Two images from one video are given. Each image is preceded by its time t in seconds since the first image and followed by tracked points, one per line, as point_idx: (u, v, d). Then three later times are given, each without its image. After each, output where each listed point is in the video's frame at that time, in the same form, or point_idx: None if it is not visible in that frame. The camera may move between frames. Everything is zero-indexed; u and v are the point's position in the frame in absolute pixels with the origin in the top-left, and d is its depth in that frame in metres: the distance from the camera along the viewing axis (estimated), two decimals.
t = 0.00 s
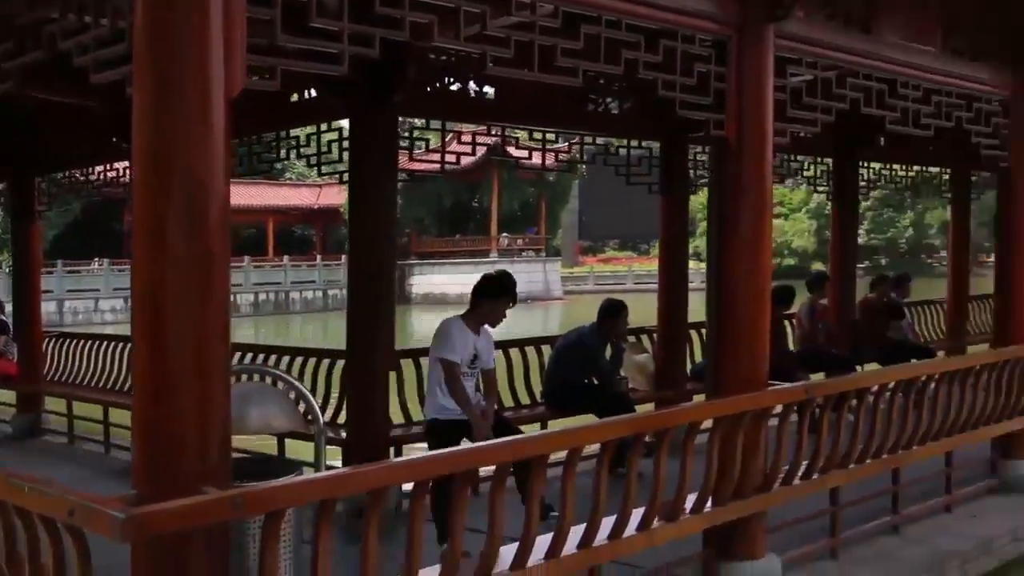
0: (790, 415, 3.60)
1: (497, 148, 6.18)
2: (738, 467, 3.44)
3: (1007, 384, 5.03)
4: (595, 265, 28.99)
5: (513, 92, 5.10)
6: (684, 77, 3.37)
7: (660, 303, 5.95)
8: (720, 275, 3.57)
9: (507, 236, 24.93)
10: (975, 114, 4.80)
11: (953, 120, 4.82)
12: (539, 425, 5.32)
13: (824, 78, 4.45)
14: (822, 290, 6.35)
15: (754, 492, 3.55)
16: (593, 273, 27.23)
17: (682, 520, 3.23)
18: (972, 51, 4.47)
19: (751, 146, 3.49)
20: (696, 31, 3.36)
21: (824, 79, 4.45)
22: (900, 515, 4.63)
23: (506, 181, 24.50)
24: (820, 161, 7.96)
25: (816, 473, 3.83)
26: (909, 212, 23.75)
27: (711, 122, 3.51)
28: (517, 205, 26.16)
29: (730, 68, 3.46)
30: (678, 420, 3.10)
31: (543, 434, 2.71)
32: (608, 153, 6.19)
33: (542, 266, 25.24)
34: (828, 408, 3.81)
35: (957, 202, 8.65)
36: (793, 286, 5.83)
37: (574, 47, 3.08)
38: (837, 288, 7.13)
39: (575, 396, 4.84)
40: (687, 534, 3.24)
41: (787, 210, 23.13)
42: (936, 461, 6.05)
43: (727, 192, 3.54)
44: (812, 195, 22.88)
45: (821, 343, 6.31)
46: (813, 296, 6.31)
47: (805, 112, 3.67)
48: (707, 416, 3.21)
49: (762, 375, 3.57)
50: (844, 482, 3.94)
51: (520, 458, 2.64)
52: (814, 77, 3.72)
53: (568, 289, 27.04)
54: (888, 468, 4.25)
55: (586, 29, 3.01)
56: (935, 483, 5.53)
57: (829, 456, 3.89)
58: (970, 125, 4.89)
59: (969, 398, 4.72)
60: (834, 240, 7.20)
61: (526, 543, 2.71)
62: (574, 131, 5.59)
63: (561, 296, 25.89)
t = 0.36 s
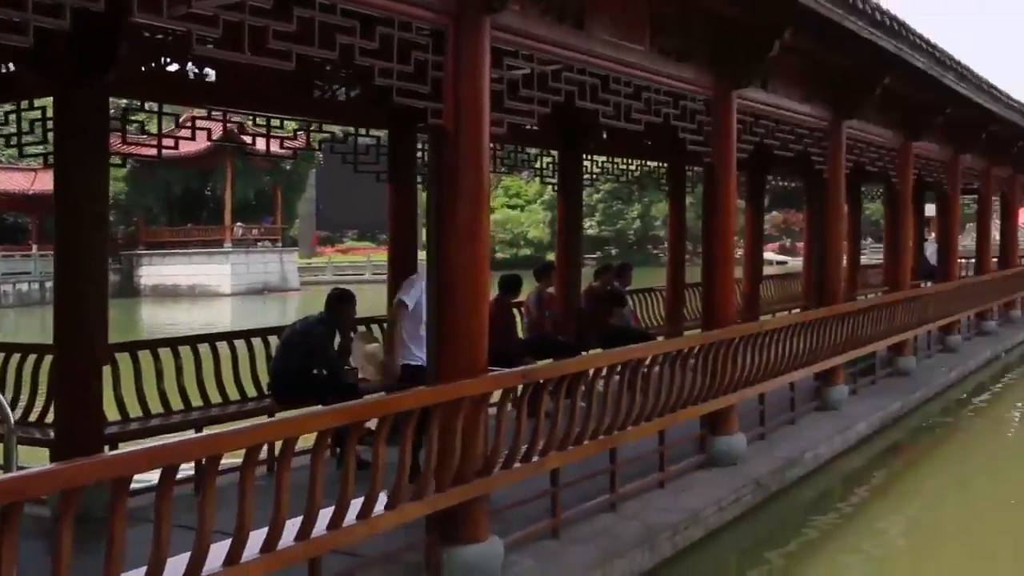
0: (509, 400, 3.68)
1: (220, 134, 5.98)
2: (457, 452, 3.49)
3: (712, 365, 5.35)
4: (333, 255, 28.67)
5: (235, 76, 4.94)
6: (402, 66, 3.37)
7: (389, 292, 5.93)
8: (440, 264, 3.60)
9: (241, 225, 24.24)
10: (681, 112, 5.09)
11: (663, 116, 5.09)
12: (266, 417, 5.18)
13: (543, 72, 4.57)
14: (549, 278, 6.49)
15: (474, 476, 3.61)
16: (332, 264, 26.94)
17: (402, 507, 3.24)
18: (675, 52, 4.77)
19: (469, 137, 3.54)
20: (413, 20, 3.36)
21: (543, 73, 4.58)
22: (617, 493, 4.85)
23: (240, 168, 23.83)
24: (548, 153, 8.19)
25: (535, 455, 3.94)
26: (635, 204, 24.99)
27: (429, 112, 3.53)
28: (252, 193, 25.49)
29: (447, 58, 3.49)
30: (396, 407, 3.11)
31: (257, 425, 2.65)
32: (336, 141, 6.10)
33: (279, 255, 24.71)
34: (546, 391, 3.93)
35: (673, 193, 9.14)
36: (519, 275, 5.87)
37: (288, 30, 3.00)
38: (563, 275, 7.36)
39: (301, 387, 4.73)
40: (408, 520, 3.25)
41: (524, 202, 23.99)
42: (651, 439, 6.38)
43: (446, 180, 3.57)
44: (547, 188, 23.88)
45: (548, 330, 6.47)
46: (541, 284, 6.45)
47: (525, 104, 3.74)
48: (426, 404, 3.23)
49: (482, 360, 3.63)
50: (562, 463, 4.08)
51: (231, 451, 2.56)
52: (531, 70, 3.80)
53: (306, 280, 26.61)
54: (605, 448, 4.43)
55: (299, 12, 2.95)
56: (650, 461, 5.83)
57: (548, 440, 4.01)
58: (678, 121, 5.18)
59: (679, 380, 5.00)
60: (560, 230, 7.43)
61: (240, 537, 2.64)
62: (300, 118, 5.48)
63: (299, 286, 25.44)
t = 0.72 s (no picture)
0: (318, 412, 3.59)
1: (15, 132, 5.65)
2: (263, 466, 3.38)
3: (526, 374, 5.38)
4: (142, 262, 27.60)
5: (26, 75, 4.66)
6: (202, 69, 3.23)
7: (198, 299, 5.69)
8: (245, 272, 3.48)
9: (43, 229, 23.05)
10: (491, 123, 5.16)
11: (474, 127, 5.11)
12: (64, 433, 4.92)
13: (352, 78, 4.52)
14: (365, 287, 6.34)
15: (282, 491, 3.50)
16: (142, 271, 25.89)
17: (207, 525, 3.10)
18: (485, 62, 4.87)
19: (275, 142, 3.44)
20: (214, 22, 3.24)
21: (352, 79, 4.52)
22: (432, 505, 4.81)
23: (42, 169, 22.67)
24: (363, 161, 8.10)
25: (347, 468, 3.86)
26: (456, 213, 25.11)
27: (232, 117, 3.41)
28: (55, 195, 24.28)
29: (251, 62, 3.38)
30: (201, 422, 2.97)
31: (44, 442, 2.48)
32: (139, 145, 5.84)
33: (85, 261, 23.56)
34: (357, 403, 3.85)
35: (490, 203, 9.20)
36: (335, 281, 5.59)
37: (77, 27, 2.85)
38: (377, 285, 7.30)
39: (102, 402, 4.47)
40: (213, 538, 3.12)
41: (343, 209, 23.70)
42: (466, 449, 6.37)
43: (250, 185, 3.45)
44: (366, 197, 23.71)
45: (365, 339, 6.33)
46: (357, 293, 6.29)
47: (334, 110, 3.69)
48: (232, 416, 3.10)
49: (290, 372, 3.53)
50: (374, 475, 4.01)
51: (16, 471, 2.39)
52: (338, 76, 3.76)
53: (114, 287, 25.49)
54: (418, 459, 4.38)
55: (89, 9, 2.80)
56: (466, 470, 5.81)
57: (360, 453, 3.93)
58: (488, 132, 5.21)
59: (493, 390, 5.00)
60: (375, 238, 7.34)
61: (26, 561, 2.46)
62: (100, 118, 5.23)
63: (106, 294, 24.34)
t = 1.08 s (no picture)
0: (199, 452, 3.50)
1: None
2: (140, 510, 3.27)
3: (414, 408, 5.34)
4: (14, 298, 26.65)
5: None
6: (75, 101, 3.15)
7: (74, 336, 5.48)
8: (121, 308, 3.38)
9: None
10: (375, 158, 5.15)
11: (357, 161, 5.09)
12: None
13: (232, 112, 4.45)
14: (249, 323, 6.21)
15: (162, 534, 3.39)
16: (15, 308, 24.95)
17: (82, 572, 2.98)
18: (367, 96, 4.88)
19: (151, 175, 3.36)
20: (87, 54, 3.16)
21: (232, 113, 4.45)
22: (319, 543, 4.72)
23: None
24: (245, 195, 7.98)
25: (230, 508, 3.76)
26: (343, 246, 24.93)
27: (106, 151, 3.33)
28: None
29: (125, 94, 3.30)
30: (76, 465, 2.87)
31: None
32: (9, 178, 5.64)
33: None
34: (240, 441, 3.77)
35: (376, 237, 9.16)
36: (218, 317, 5.46)
37: None
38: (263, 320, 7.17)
39: None
40: None
41: (227, 243, 23.30)
42: (354, 486, 6.28)
43: (125, 219, 3.36)
44: (251, 230, 23.35)
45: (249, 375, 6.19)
46: (240, 328, 6.15)
47: (214, 143, 3.64)
48: (108, 458, 3.00)
49: (170, 411, 3.44)
50: (258, 515, 3.91)
51: None
52: (217, 109, 3.71)
53: None
54: (304, 497, 4.30)
55: None
56: (353, 507, 5.72)
57: (243, 492, 3.84)
58: (372, 166, 5.19)
59: (381, 425, 4.95)
60: (258, 271, 7.21)
61: None
62: None
63: None
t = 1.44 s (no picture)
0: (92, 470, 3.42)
1: None
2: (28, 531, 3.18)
3: (317, 424, 5.29)
4: None
5: None
6: None
7: None
8: (10, 321, 3.30)
9: None
10: (278, 172, 5.12)
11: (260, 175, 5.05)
12: None
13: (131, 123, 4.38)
14: (149, 338, 6.09)
15: (51, 555, 3.31)
16: None
17: None
18: (270, 111, 4.86)
19: (43, 186, 3.29)
20: None
21: (131, 124, 4.38)
22: (218, 561, 4.65)
23: None
24: (145, 207, 7.82)
25: (124, 527, 3.68)
26: (247, 260, 24.60)
27: None
28: None
29: (18, 103, 3.22)
30: None
31: None
32: None
33: None
34: (136, 458, 3.69)
35: (280, 251, 9.07)
36: (116, 332, 5.34)
37: None
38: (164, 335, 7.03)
39: None
40: None
41: (128, 256, 22.82)
42: (255, 503, 6.19)
43: (16, 232, 3.28)
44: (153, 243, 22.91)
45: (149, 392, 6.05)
46: (139, 344, 6.03)
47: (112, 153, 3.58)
48: None
49: (61, 428, 3.35)
50: (155, 534, 3.83)
51: None
52: (113, 120, 3.65)
53: None
54: (203, 515, 4.22)
55: None
56: (254, 524, 5.63)
57: (140, 511, 3.75)
58: (274, 180, 5.15)
59: (283, 441, 4.89)
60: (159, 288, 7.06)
61: None
62: None
63: None
